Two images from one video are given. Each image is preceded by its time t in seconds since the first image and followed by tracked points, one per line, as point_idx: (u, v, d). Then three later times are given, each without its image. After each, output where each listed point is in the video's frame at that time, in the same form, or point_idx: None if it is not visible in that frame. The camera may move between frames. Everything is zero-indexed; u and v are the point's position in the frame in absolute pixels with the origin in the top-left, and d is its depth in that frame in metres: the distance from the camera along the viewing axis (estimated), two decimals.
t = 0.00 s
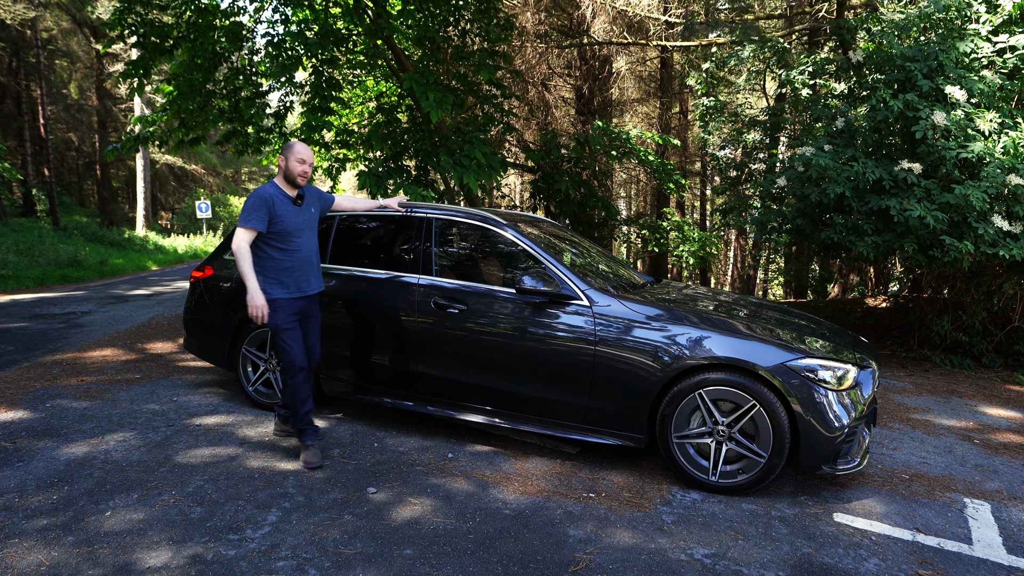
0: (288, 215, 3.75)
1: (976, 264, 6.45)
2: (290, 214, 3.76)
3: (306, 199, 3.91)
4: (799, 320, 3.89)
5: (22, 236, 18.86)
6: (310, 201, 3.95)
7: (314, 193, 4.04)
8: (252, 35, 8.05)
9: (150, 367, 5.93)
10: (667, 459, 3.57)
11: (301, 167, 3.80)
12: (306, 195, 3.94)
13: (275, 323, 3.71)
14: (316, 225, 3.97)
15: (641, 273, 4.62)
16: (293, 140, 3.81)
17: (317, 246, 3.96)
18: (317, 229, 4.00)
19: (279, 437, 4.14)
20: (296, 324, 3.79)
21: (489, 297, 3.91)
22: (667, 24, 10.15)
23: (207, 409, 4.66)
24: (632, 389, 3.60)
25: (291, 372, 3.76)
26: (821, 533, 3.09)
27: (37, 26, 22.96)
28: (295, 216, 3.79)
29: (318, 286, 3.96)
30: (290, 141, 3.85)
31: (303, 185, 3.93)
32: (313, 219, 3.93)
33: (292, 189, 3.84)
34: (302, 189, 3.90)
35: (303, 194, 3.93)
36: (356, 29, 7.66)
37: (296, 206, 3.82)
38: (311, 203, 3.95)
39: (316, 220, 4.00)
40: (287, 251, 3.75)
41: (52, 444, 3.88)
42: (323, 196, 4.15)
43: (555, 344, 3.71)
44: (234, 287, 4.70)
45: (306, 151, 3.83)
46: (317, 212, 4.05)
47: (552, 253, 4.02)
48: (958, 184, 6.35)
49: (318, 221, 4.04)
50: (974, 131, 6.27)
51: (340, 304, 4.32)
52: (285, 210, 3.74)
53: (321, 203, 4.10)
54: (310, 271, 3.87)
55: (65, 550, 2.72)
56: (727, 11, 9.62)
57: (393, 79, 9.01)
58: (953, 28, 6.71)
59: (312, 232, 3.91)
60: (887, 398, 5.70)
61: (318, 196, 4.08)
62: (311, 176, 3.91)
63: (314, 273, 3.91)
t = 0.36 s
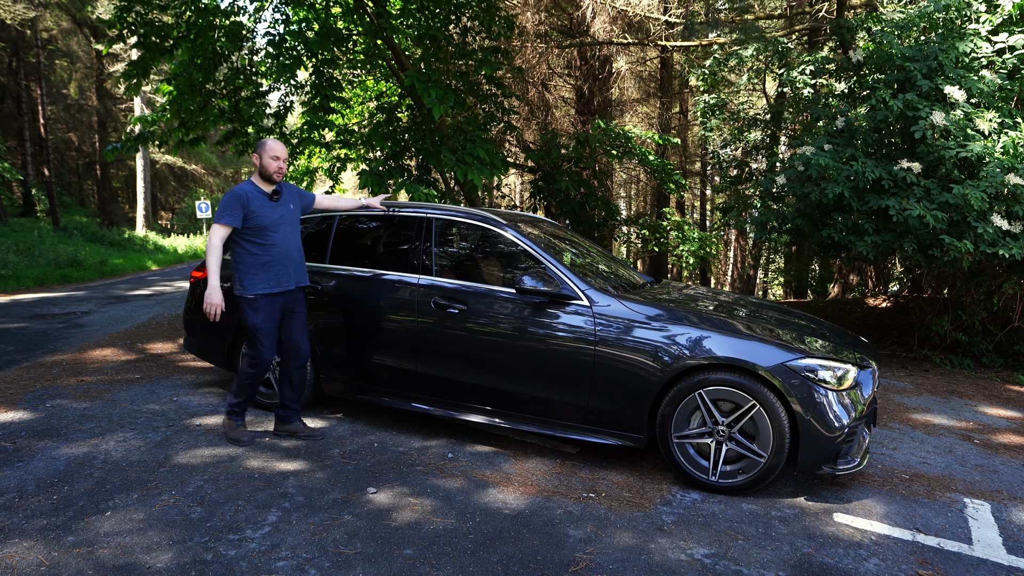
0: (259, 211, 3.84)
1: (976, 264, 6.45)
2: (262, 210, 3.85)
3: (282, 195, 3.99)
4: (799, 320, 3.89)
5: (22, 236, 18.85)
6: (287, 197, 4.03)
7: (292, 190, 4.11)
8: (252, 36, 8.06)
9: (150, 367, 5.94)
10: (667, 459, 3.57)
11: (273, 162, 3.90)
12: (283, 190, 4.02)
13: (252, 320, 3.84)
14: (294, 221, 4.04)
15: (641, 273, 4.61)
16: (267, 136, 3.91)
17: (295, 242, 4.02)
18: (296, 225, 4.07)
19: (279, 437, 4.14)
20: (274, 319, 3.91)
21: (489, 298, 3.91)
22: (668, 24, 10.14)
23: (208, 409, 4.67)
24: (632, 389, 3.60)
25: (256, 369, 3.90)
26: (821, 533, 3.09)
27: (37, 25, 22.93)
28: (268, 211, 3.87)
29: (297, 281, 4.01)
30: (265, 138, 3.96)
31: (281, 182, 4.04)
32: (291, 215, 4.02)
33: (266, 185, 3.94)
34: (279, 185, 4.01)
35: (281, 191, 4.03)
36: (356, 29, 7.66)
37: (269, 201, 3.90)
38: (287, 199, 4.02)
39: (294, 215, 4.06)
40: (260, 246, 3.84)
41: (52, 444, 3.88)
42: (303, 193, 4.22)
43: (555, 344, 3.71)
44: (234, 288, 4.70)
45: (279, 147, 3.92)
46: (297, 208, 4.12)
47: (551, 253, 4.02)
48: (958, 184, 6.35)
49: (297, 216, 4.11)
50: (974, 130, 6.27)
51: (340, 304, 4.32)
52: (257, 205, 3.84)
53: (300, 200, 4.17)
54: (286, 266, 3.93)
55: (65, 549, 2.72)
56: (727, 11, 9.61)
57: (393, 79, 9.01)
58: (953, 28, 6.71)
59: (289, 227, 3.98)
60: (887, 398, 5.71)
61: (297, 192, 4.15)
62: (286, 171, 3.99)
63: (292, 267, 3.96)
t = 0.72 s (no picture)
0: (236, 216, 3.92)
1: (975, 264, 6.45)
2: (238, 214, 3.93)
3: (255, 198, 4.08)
4: (799, 320, 3.89)
5: (22, 236, 18.85)
6: (259, 200, 4.12)
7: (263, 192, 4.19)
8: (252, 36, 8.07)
9: (150, 367, 5.94)
10: (667, 459, 3.57)
11: (250, 167, 3.97)
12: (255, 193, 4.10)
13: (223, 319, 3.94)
14: (265, 223, 4.14)
15: (641, 273, 4.61)
16: (243, 140, 3.97)
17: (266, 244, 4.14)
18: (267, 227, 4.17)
19: (279, 437, 4.14)
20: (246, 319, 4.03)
21: (489, 298, 3.91)
22: (668, 24, 10.14)
23: (208, 409, 4.67)
24: (632, 389, 3.60)
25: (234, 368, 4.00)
26: (821, 533, 3.09)
27: (37, 25, 22.91)
28: (244, 216, 3.96)
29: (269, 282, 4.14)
30: (240, 141, 4.01)
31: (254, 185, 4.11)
32: (263, 218, 4.11)
33: (241, 188, 4.01)
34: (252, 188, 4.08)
35: (253, 193, 4.09)
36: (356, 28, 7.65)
37: (245, 205, 3.98)
38: (259, 202, 4.11)
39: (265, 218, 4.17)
40: (236, 250, 3.94)
41: (52, 444, 3.89)
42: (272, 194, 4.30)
43: (555, 344, 3.71)
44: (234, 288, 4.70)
45: (256, 151, 3.99)
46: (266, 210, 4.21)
47: (551, 253, 4.02)
48: (958, 184, 6.35)
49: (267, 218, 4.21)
50: (973, 130, 6.28)
51: (340, 304, 4.32)
52: (234, 210, 3.91)
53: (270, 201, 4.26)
54: (260, 268, 4.05)
55: (65, 550, 2.72)
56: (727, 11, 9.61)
57: (393, 78, 9.01)
58: (953, 28, 6.70)
59: (261, 231, 4.08)
60: (887, 398, 5.71)
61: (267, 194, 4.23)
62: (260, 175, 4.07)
63: (265, 270, 4.09)
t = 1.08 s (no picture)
0: (221, 212, 3.96)
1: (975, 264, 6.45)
2: (224, 210, 3.98)
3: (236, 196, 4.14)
4: (798, 320, 3.88)
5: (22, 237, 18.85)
6: (240, 198, 4.18)
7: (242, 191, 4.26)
8: (252, 36, 8.06)
9: (150, 367, 5.94)
10: (667, 459, 3.57)
11: (234, 165, 4.05)
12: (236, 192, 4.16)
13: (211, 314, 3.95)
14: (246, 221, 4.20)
15: (641, 273, 4.61)
16: (224, 138, 4.04)
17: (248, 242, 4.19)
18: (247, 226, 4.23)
19: (279, 437, 4.14)
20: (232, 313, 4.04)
21: (489, 298, 3.91)
22: (668, 24, 10.15)
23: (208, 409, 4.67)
24: (632, 389, 3.60)
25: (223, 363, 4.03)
26: (821, 533, 3.09)
27: (37, 25, 22.88)
28: (228, 212, 4.01)
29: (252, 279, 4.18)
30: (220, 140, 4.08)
31: (234, 184, 4.17)
32: (244, 216, 4.17)
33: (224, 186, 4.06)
34: (233, 186, 4.13)
35: (234, 192, 4.15)
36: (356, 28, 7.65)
37: (229, 202, 4.04)
38: (240, 200, 4.17)
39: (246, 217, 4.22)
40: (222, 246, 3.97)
41: (52, 444, 3.89)
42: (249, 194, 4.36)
43: (555, 344, 3.71)
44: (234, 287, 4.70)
45: (239, 150, 4.08)
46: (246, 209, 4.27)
47: (551, 253, 4.02)
48: (958, 184, 6.35)
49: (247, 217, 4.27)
50: (973, 130, 6.28)
51: (340, 304, 4.32)
52: (220, 206, 3.96)
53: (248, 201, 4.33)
54: (245, 264, 4.09)
55: (65, 550, 2.71)
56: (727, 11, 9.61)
57: (392, 78, 9.01)
58: (953, 28, 6.70)
59: (244, 228, 4.14)
60: (887, 398, 5.70)
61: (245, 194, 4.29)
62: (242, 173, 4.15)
63: (249, 267, 4.13)
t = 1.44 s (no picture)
0: (206, 211, 4.04)
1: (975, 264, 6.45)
2: (209, 210, 4.06)
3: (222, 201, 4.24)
4: (798, 320, 3.89)
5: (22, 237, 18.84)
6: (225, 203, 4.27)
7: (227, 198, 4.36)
8: (252, 36, 8.07)
9: (150, 367, 5.94)
10: (667, 459, 3.57)
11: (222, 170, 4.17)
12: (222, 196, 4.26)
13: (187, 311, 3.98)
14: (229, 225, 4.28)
15: (641, 273, 4.61)
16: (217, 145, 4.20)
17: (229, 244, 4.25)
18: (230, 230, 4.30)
19: (279, 437, 4.14)
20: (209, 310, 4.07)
21: (489, 298, 3.90)
22: (668, 24, 10.15)
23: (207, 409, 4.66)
24: (632, 389, 3.60)
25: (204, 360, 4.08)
26: (821, 533, 3.09)
27: (37, 26, 22.85)
28: (213, 212, 4.09)
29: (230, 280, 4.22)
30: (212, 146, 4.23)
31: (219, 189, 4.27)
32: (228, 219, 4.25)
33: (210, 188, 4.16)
34: (219, 190, 4.23)
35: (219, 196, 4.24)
36: (357, 28, 7.64)
37: (214, 204, 4.12)
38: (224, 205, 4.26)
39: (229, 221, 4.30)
40: (203, 244, 4.03)
41: (52, 444, 3.88)
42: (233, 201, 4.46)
43: (555, 344, 3.71)
44: (234, 287, 4.70)
45: (229, 157, 4.23)
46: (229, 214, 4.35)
47: (551, 253, 4.02)
48: (958, 184, 6.35)
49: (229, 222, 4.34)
50: (974, 130, 6.28)
51: (340, 304, 4.32)
52: (204, 206, 4.04)
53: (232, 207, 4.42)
54: (225, 265, 4.15)
55: (64, 550, 2.71)
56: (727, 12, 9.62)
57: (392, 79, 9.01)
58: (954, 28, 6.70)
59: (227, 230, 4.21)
60: (887, 398, 5.71)
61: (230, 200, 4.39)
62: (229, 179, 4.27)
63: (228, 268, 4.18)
